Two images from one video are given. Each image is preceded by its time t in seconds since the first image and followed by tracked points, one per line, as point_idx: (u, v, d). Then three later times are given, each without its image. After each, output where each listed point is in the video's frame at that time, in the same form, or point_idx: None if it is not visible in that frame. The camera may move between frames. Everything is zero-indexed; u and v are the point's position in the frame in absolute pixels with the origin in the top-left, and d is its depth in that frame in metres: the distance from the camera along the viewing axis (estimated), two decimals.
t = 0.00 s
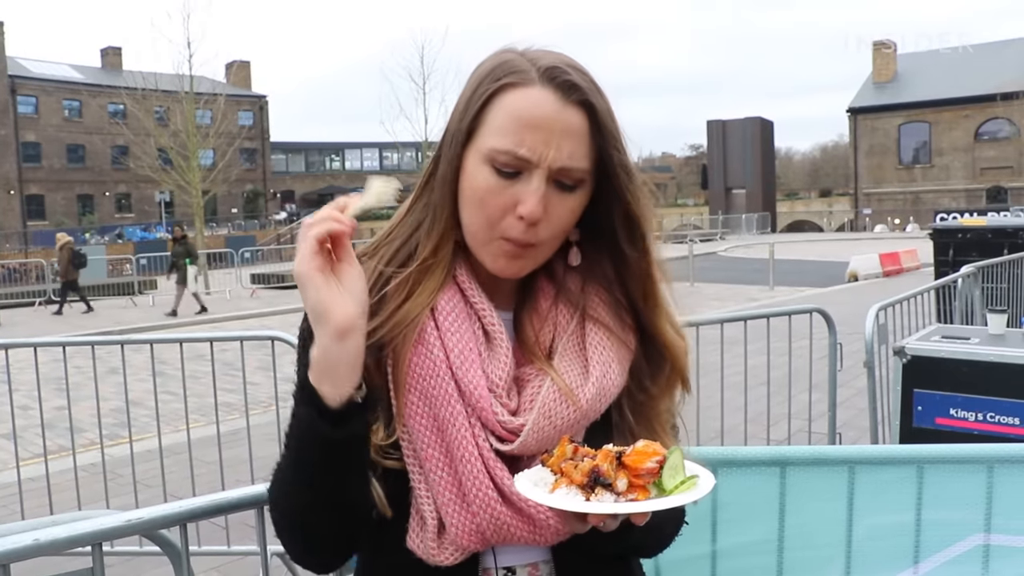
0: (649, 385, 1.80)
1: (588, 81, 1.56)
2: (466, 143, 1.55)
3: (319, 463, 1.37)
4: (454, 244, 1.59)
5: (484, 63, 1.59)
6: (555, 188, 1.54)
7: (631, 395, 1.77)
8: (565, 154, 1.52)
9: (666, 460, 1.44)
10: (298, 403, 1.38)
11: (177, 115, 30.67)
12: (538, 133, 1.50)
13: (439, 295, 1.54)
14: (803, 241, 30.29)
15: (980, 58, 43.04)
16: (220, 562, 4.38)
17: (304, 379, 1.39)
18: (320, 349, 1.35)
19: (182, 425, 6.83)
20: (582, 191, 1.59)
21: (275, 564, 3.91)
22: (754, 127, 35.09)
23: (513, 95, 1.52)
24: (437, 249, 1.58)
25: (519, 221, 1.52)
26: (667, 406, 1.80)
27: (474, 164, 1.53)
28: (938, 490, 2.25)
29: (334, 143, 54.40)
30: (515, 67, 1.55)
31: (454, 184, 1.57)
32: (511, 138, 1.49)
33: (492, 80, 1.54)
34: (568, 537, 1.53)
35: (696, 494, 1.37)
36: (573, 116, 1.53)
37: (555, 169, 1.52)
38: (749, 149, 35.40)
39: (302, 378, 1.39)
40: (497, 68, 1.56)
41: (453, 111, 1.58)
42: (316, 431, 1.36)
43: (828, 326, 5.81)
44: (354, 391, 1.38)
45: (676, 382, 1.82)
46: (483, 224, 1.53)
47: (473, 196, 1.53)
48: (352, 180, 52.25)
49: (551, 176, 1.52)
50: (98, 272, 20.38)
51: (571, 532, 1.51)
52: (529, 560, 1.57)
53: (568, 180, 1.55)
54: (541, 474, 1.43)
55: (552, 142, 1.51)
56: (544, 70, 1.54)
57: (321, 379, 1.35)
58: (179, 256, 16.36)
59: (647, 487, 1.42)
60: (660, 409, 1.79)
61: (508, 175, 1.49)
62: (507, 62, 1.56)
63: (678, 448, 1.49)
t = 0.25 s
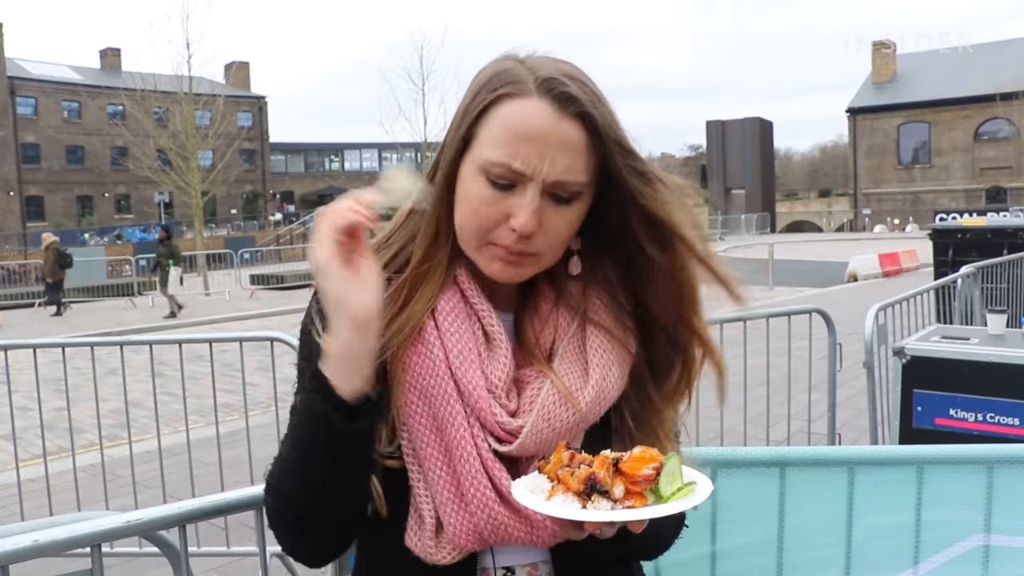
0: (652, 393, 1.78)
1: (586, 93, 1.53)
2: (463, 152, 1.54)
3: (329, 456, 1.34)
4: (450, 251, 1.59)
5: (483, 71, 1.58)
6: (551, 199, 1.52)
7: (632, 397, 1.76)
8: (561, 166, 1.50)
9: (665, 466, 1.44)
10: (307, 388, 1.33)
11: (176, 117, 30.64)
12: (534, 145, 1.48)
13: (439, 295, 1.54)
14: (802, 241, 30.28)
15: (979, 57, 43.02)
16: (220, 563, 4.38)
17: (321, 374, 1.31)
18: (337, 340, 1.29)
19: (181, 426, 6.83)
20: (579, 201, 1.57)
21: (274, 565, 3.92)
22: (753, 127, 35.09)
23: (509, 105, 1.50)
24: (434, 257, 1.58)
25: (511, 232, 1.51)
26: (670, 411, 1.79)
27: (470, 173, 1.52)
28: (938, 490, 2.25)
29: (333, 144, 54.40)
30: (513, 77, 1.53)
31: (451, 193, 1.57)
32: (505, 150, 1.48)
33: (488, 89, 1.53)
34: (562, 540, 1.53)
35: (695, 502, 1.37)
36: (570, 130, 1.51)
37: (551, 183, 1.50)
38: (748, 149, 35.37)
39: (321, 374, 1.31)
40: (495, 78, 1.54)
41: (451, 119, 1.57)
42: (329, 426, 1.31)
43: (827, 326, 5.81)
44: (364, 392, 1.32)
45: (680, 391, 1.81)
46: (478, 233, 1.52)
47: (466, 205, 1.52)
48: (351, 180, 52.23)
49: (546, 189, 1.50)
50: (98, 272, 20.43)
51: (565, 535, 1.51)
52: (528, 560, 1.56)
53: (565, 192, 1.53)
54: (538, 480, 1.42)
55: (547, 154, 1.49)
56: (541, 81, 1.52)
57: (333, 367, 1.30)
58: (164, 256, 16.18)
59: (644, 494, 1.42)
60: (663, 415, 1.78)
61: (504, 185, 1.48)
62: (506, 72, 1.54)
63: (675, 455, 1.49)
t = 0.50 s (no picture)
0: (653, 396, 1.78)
1: (592, 101, 1.51)
2: (468, 155, 1.53)
3: (349, 517, 1.39)
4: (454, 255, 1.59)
5: (492, 74, 1.57)
6: (555, 209, 1.50)
7: (634, 401, 1.75)
8: (565, 175, 1.48)
9: (665, 479, 1.44)
10: (345, 452, 1.40)
11: (176, 117, 30.63)
12: (537, 153, 1.46)
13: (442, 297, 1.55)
14: (802, 241, 30.29)
15: (979, 57, 43.01)
16: (220, 563, 4.37)
17: (360, 445, 1.39)
18: (382, 426, 1.35)
19: (181, 426, 6.83)
20: (585, 209, 1.55)
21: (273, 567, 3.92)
22: (752, 127, 35.09)
23: (513, 113, 1.48)
24: (440, 263, 1.59)
25: (514, 238, 1.49)
26: (672, 413, 1.79)
27: (474, 178, 1.51)
28: (938, 490, 2.24)
29: (333, 144, 54.41)
30: (520, 82, 1.51)
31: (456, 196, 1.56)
32: (508, 158, 1.46)
33: (494, 94, 1.51)
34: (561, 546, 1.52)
35: (695, 516, 1.36)
36: (574, 137, 1.49)
37: (554, 190, 1.48)
38: (747, 149, 35.34)
39: (358, 443, 1.39)
40: (500, 83, 1.53)
41: (457, 123, 1.56)
42: (367, 504, 1.38)
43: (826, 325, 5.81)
44: (400, 468, 1.40)
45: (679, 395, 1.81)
46: (482, 238, 1.51)
47: (471, 210, 1.51)
48: (350, 180, 52.21)
49: (550, 199, 1.48)
50: (98, 273, 20.34)
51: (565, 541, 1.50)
52: (527, 559, 1.55)
53: (569, 201, 1.51)
54: (538, 494, 1.42)
55: (551, 163, 1.47)
56: (548, 89, 1.50)
57: (379, 447, 1.37)
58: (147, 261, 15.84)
59: (644, 507, 1.41)
60: (664, 418, 1.76)
61: (508, 197, 1.47)
62: (514, 76, 1.53)
63: (675, 465, 1.49)
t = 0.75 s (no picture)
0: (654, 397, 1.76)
1: (593, 115, 1.51)
2: (472, 163, 1.53)
3: (348, 519, 1.39)
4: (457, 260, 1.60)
5: (497, 82, 1.56)
6: (556, 220, 1.50)
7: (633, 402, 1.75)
8: (564, 190, 1.48)
9: (662, 477, 1.43)
10: (345, 452, 1.40)
11: (175, 116, 30.62)
12: (538, 166, 1.46)
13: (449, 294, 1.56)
14: (801, 240, 30.28)
15: (979, 55, 42.97)
16: (220, 561, 4.36)
17: (360, 445, 1.39)
18: (382, 428, 1.34)
19: (181, 424, 6.83)
20: (587, 220, 1.55)
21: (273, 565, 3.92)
22: (752, 126, 35.06)
23: (516, 124, 1.48)
24: (444, 268, 1.59)
25: (517, 249, 1.50)
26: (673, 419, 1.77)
27: (477, 187, 1.51)
28: (937, 487, 2.25)
29: (333, 142, 54.43)
30: (524, 92, 1.51)
31: (459, 204, 1.57)
32: (511, 170, 1.46)
33: (497, 104, 1.51)
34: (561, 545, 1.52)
35: (692, 514, 1.36)
36: (576, 150, 1.48)
37: (555, 203, 1.47)
38: (747, 148, 35.27)
39: (357, 443, 1.39)
40: (505, 92, 1.52)
41: (460, 132, 1.56)
42: (366, 504, 1.37)
43: (826, 323, 5.82)
44: (400, 469, 1.39)
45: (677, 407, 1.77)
46: (484, 246, 1.51)
47: (473, 219, 1.51)
48: (350, 179, 52.17)
49: (552, 210, 1.48)
50: (97, 272, 20.41)
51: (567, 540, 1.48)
52: (527, 554, 1.55)
53: (570, 213, 1.51)
54: (536, 491, 1.42)
55: (552, 176, 1.47)
56: (549, 100, 1.49)
57: (379, 448, 1.36)
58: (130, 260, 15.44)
59: (642, 505, 1.41)
60: (665, 419, 1.75)
61: (507, 208, 1.47)
62: (518, 86, 1.52)
63: (673, 465, 1.48)
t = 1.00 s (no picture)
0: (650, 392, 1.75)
1: (590, 107, 1.51)
2: (469, 159, 1.53)
3: (347, 517, 1.39)
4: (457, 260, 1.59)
5: (492, 76, 1.56)
6: (555, 212, 1.50)
7: (632, 397, 1.74)
8: (563, 181, 1.48)
9: (657, 471, 1.43)
10: (344, 452, 1.40)
11: (175, 115, 30.58)
12: (536, 157, 1.46)
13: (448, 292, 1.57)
14: (801, 238, 30.31)
15: (979, 54, 42.96)
16: (219, 560, 4.36)
17: (358, 445, 1.39)
18: (380, 428, 1.34)
19: (180, 423, 6.83)
20: (583, 212, 1.55)
21: (273, 564, 3.93)
22: (752, 125, 35.07)
23: (512, 118, 1.48)
24: (442, 268, 1.58)
25: (515, 242, 1.50)
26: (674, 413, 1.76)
27: (475, 182, 1.51)
28: (937, 487, 2.24)
29: (333, 141, 54.43)
30: (519, 86, 1.50)
31: (456, 201, 1.56)
32: (509, 162, 1.46)
33: (494, 98, 1.51)
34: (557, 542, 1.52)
35: (690, 507, 1.36)
36: (571, 141, 1.49)
37: (553, 194, 1.48)
38: (747, 146, 35.27)
39: (356, 442, 1.39)
40: (500, 86, 1.52)
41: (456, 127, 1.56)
42: (364, 502, 1.38)
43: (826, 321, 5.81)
44: (398, 468, 1.39)
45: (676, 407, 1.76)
46: (483, 240, 1.51)
47: (471, 214, 1.51)
48: (350, 178, 52.21)
49: (550, 203, 1.49)
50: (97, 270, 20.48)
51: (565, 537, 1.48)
52: (525, 550, 1.54)
53: (568, 204, 1.51)
54: (533, 486, 1.42)
55: (550, 168, 1.47)
56: (545, 93, 1.49)
57: (377, 448, 1.36)
58: (112, 260, 15.33)
59: (638, 499, 1.41)
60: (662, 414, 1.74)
61: (505, 199, 1.47)
62: (514, 81, 1.52)
63: (669, 457, 1.48)
